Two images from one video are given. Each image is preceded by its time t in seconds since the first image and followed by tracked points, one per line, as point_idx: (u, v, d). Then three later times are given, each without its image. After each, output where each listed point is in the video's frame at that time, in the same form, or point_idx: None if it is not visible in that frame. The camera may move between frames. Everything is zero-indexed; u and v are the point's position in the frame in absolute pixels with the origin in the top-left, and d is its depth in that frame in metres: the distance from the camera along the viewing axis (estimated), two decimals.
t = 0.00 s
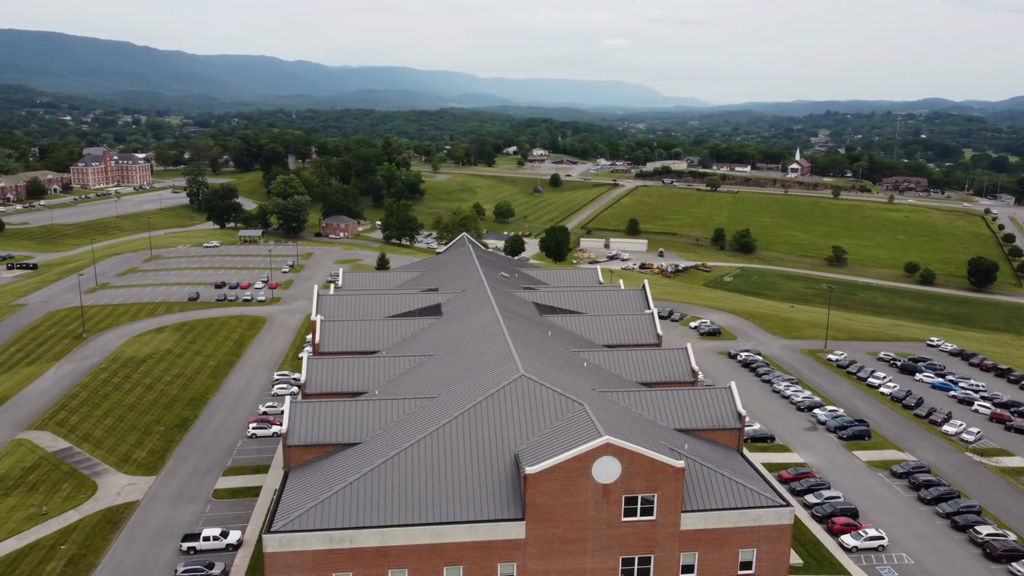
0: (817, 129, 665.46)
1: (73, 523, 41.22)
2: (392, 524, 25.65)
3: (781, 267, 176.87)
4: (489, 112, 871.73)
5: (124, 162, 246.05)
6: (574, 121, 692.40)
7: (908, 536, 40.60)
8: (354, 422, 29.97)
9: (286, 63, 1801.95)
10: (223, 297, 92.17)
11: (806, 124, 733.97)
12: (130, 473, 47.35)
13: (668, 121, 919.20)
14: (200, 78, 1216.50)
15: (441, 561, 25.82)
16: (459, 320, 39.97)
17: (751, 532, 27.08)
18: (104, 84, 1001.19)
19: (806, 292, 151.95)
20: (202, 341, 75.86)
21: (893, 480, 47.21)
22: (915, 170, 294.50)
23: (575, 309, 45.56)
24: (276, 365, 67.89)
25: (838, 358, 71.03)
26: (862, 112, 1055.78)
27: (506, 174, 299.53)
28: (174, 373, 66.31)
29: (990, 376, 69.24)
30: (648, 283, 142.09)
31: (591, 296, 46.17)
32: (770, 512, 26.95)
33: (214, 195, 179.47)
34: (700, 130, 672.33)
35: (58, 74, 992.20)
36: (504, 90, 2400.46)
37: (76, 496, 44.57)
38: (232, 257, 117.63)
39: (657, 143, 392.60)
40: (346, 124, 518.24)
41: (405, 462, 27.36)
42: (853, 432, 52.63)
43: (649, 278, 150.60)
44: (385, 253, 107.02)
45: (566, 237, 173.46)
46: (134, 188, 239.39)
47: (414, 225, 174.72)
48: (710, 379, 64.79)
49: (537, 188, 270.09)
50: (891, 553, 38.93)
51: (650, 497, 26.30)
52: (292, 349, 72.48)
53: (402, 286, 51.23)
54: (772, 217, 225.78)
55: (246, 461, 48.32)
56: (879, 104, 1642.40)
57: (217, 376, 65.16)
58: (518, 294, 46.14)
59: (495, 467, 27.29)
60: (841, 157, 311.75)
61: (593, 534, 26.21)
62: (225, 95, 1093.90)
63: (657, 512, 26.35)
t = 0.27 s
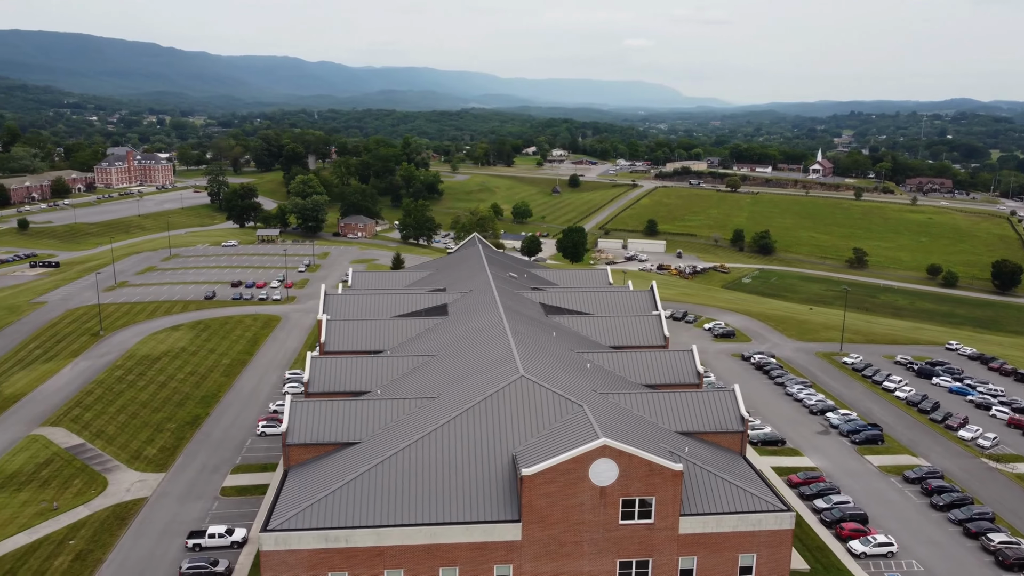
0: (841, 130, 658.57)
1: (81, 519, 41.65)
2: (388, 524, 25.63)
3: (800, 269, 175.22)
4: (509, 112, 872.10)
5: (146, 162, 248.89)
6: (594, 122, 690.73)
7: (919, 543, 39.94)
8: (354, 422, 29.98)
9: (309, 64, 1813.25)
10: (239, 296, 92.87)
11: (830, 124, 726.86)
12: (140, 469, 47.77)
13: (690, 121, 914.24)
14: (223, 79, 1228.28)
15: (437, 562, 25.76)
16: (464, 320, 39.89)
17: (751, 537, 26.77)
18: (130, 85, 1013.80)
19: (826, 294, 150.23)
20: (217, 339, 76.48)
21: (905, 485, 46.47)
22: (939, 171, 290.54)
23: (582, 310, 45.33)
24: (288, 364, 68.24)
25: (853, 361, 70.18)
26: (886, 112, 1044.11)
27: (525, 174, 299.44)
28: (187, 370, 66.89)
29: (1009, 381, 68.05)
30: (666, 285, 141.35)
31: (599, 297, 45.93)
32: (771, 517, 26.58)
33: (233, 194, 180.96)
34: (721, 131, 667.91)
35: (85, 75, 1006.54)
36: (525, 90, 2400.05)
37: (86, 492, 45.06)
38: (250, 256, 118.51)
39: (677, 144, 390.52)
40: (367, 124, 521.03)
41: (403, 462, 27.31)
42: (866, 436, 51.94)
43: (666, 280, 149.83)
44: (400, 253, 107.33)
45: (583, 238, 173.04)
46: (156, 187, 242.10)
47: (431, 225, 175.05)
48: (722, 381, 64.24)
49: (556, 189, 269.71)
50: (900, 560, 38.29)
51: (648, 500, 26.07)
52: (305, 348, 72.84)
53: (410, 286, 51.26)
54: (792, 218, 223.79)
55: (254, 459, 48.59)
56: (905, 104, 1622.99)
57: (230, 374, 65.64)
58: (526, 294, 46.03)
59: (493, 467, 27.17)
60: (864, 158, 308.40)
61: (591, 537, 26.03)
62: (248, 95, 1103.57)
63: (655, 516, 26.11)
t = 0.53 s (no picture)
0: (867, 130, 650.40)
1: (92, 515, 42.11)
2: (385, 524, 25.62)
3: (822, 271, 173.29)
4: (532, 113, 871.72)
5: (171, 161, 251.71)
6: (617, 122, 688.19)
7: (931, 550, 39.23)
8: (356, 420, 30.00)
9: (333, 65, 1824.65)
10: (256, 294, 93.59)
11: (856, 125, 718.16)
12: (152, 466, 48.21)
13: (714, 122, 908.41)
14: (249, 79, 1239.75)
15: (435, 562, 25.71)
16: (471, 320, 39.84)
17: (752, 542, 26.44)
18: (157, 86, 1026.42)
19: (848, 297, 148.44)
20: (232, 337, 77.11)
21: (920, 491, 45.69)
22: (967, 172, 285.97)
23: (591, 311, 45.07)
24: (302, 363, 68.59)
25: (871, 364, 69.23)
26: (913, 113, 1030.55)
27: (545, 175, 299.00)
28: (202, 368, 67.51)
29: None
30: (685, 286, 140.41)
31: (608, 298, 45.68)
32: (773, 522, 26.22)
33: (255, 194, 182.38)
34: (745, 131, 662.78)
35: (113, 75, 1020.72)
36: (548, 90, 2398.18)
37: (99, 487, 45.57)
38: (269, 256, 119.39)
39: (699, 144, 388.02)
40: (390, 124, 523.36)
41: (402, 462, 27.29)
42: (881, 441, 51.17)
43: (685, 281, 148.84)
44: (417, 253, 107.58)
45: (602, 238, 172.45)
46: (180, 187, 244.79)
47: (450, 225, 175.25)
48: (736, 384, 63.60)
49: (576, 189, 269.05)
50: (912, 567, 37.63)
51: (647, 503, 25.83)
52: (319, 347, 73.19)
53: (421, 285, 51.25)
54: (815, 219, 221.40)
55: (264, 457, 48.88)
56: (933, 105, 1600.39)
57: (244, 373, 66.15)
58: (535, 294, 45.87)
59: (492, 468, 27.07)
60: (889, 159, 304.46)
61: (589, 540, 25.82)
62: (273, 96, 1112.78)
63: (655, 519, 25.87)
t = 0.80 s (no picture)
0: (894, 131, 641.13)
1: (103, 510, 42.56)
2: (384, 523, 25.62)
3: (844, 273, 171.19)
4: (554, 113, 870.55)
5: (195, 161, 254.48)
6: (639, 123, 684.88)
7: (944, 558, 38.48)
8: (358, 419, 30.07)
9: (357, 66, 1835.48)
10: (273, 293, 94.27)
11: (883, 125, 708.57)
12: (164, 463, 48.66)
13: (738, 123, 901.21)
14: (274, 80, 1250.81)
15: (432, 562, 25.66)
16: (478, 320, 39.82)
17: (753, 547, 26.05)
18: (183, 87, 1038.55)
19: (871, 300, 146.49)
20: (248, 336, 77.74)
21: (934, 498, 44.88)
22: (995, 173, 281.12)
23: (600, 312, 44.81)
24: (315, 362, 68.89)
25: (889, 368, 68.20)
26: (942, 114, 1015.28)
27: (566, 175, 298.35)
28: (217, 366, 68.10)
29: None
30: (704, 288, 139.39)
31: (617, 300, 45.37)
32: (774, 527, 25.84)
33: (276, 193, 183.75)
34: (769, 132, 656.63)
35: (141, 76, 1034.74)
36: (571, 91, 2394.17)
37: (111, 483, 46.08)
38: (288, 255, 120.21)
39: (722, 145, 385.17)
40: (413, 125, 525.07)
41: (402, 461, 27.28)
42: (896, 446, 50.35)
43: (704, 283, 147.82)
44: (434, 253, 107.80)
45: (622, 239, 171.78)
46: (203, 186, 247.40)
47: (469, 225, 175.44)
48: (750, 386, 62.94)
49: (597, 190, 268.20)
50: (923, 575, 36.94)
51: (647, 506, 25.57)
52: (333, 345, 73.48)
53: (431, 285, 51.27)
54: (838, 221, 218.79)
55: (274, 455, 49.15)
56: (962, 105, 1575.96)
57: (258, 371, 66.65)
58: (543, 295, 45.73)
59: (490, 469, 26.92)
60: (915, 160, 300.20)
61: (588, 542, 25.63)
62: (297, 96, 1121.61)
63: (654, 523, 25.61)
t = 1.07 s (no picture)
0: (922, 132, 631.90)
1: (114, 506, 43.03)
2: (381, 523, 25.60)
3: (867, 276, 169.09)
4: (577, 114, 868.59)
5: (218, 161, 257.12)
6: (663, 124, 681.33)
7: (957, 566, 37.72)
8: (359, 419, 30.07)
9: (381, 67, 1845.16)
10: (291, 292, 94.89)
11: (911, 126, 698.68)
12: (176, 459, 49.11)
13: (763, 123, 893.52)
14: (298, 81, 1260.59)
15: (429, 563, 25.61)
16: (484, 320, 39.75)
17: (754, 552, 25.71)
18: (209, 88, 1049.98)
19: (893, 302, 144.49)
20: (264, 334, 78.30)
21: (949, 504, 44.06)
22: None
23: (608, 313, 44.55)
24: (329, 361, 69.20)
25: (907, 372, 67.18)
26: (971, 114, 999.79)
27: (587, 176, 297.59)
28: (233, 364, 68.65)
29: None
30: (723, 289, 138.22)
31: (627, 301, 45.08)
32: (775, 532, 25.46)
33: (297, 193, 185.12)
34: (794, 132, 650.15)
35: (169, 77, 1047.78)
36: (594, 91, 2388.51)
37: (123, 479, 46.60)
38: (307, 254, 120.98)
39: (745, 146, 382.20)
40: (435, 125, 526.46)
41: (401, 461, 27.27)
42: (912, 451, 49.53)
43: (724, 284, 146.69)
44: (450, 253, 107.92)
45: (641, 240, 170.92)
46: (227, 186, 249.86)
47: (488, 226, 175.45)
48: (765, 389, 62.26)
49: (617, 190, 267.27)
50: None
51: (645, 509, 25.34)
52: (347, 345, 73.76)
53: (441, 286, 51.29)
54: (862, 223, 216.12)
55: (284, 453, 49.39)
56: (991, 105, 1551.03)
57: (273, 369, 67.11)
58: (552, 296, 45.56)
59: (489, 471, 26.83)
60: (942, 161, 295.87)
61: (585, 545, 25.44)
62: (322, 97, 1129.23)
63: (653, 526, 25.36)
